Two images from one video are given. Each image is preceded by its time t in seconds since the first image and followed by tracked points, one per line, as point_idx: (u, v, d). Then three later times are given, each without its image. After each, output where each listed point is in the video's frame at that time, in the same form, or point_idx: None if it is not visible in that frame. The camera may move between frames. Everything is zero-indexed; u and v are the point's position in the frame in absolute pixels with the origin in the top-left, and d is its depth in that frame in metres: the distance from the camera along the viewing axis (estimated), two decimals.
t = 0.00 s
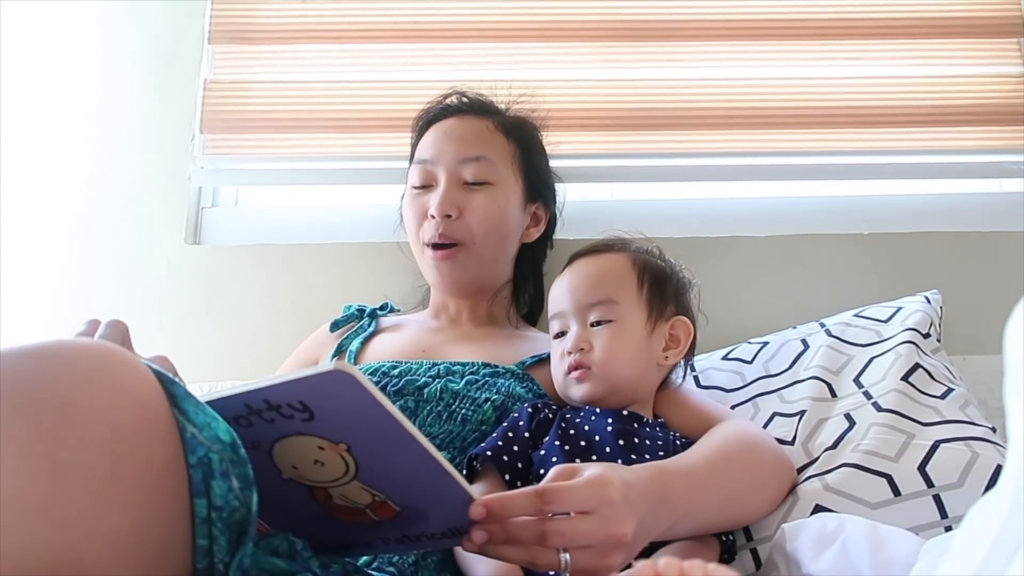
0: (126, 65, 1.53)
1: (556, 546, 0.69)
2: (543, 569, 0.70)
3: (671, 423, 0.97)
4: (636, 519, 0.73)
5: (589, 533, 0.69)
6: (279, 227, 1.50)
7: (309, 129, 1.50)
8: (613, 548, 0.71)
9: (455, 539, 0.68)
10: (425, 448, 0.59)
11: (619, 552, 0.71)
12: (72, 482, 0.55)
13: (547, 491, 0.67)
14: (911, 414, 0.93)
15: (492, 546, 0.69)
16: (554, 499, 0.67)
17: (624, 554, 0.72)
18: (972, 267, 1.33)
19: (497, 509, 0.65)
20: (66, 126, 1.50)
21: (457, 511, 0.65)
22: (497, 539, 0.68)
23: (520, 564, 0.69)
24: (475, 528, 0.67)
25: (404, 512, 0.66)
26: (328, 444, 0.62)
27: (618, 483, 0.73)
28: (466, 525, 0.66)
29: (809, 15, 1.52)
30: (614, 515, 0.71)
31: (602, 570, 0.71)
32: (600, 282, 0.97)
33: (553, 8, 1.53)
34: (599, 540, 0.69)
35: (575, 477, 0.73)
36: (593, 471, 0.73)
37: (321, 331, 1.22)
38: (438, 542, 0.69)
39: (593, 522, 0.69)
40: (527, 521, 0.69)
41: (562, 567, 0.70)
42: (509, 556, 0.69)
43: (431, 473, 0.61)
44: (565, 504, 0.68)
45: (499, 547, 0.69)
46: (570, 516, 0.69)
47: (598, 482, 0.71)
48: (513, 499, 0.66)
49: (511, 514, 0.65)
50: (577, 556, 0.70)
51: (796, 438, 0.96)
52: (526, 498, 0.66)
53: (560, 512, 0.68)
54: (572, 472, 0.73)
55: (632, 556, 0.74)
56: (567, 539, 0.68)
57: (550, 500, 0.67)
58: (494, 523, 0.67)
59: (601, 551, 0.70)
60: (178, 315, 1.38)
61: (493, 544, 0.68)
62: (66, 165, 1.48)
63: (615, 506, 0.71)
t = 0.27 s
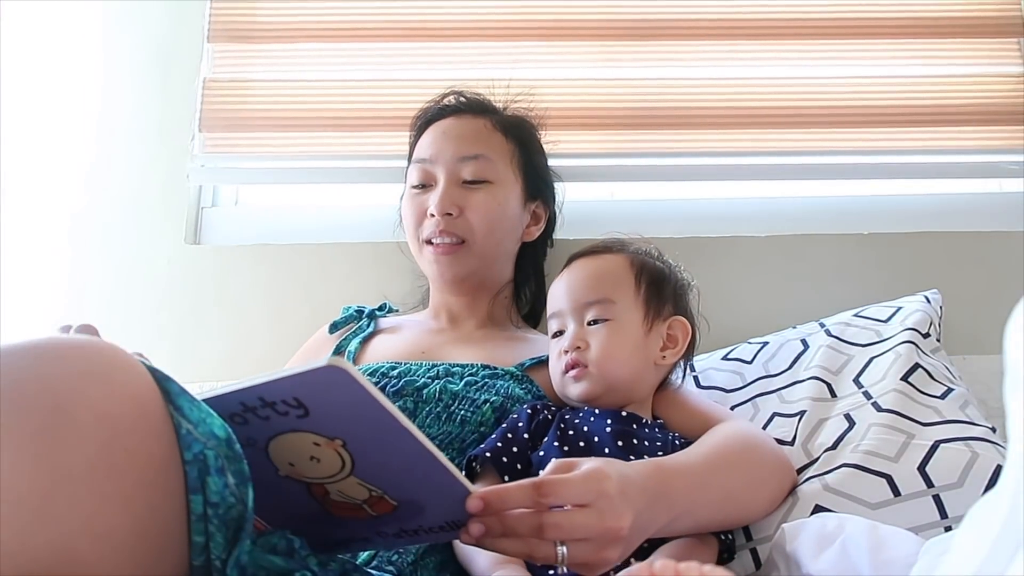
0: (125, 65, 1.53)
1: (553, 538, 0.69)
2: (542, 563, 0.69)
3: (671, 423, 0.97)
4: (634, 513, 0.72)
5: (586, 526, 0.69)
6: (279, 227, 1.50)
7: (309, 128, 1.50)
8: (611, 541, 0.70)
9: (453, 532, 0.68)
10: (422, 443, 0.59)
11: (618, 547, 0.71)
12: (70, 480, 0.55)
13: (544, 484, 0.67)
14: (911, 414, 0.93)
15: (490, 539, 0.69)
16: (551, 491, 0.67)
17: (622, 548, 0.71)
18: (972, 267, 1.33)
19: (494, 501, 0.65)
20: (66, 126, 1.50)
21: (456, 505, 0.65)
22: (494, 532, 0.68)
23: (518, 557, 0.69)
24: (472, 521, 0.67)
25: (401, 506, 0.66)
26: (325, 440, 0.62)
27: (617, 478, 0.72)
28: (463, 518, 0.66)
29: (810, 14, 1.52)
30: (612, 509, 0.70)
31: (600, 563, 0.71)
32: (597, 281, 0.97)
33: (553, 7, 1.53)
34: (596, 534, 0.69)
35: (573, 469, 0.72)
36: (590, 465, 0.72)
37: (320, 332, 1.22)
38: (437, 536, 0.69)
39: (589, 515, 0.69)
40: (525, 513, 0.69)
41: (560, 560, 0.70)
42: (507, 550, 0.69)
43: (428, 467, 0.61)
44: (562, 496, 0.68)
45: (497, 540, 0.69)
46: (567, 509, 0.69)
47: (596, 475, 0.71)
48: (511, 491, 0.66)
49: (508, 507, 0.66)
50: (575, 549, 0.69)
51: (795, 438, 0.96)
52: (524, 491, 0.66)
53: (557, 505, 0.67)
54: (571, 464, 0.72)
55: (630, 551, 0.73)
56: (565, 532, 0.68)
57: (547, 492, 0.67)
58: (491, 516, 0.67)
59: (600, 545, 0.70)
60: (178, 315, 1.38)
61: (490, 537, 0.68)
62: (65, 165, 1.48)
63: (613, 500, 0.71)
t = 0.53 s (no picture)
0: (126, 65, 1.52)
1: (554, 539, 0.69)
2: (542, 563, 0.70)
3: (671, 423, 0.97)
4: (634, 513, 0.72)
5: (587, 527, 0.68)
6: (279, 227, 1.50)
7: (308, 128, 1.49)
8: (612, 542, 0.70)
9: (454, 533, 0.69)
10: (422, 442, 0.59)
11: (619, 548, 0.71)
12: (71, 481, 0.54)
13: (544, 485, 0.67)
14: (912, 414, 0.93)
15: (492, 540, 0.69)
16: (551, 492, 0.67)
17: (623, 549, 0.71)
18: (972, 267, 1.33)
19: (495, 502, 0.66)
20: (66, 126, 1.50)
21: (457, 507, 0.65)
22: (496, 533, 0.69)
23: (519, 558, 0.70)
24: (472, 521, 0.67)
25: (402, 507, 0.66)
26: (326, 440, 0.61)
27: (617, 478, 0.72)
28: (463, 519, 0.67)
29: (810, 13, 1.52)
30: (613, 510, 0.70)
31: (601, 565, 0.70)
32: (594, 281, 0.97)
33: (553, 6, 1.52)
34: (597, 535, 0.69)
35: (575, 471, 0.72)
36: (592, 465, 0.72)
37: (320, 333, 1.22)
38: (437, 537, 0.69)
39: (590, 516, 0.69)
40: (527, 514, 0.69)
41: (561, 561, 0.70)
42: (508, 551, 0.70)
43: (429, 467, 0.61)
44: (562, 497, 0.67)
45: (498, 541, 0.69)
46: (568, 509, 0.69)
47: (596, 476, 0.70)
48: (511, 492, 0.66)
49: (508, 508, 0.66)
50: (575, 550, 0.69)
51: (795, 438, 0.96)
52: (524, 492, 0.67)
53: (557, 506, 0.67)
54: (572, 464, 0.72)
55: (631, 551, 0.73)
56: (565, 533, 0.68)
57: (548, 493, 0.67)
58: (491, 517, 0.68)
59: (601, 545, 0.70)
60: (178, 315, 1.38)
61: (491, 537, 0.69)
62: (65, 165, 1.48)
63: (614, 500, 0.71)
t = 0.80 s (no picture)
0: (127, 65, 1.52)
1: (554, 538, 0.69)
2: (543, 563, 0.70)
3: (670, 424, 0.97)
4: (634, 512, 0.73)
5: (588, 526, 0.69)
6: (280, 227, 1.50)
7: (309, 127, 1.49)
8: (612, 541, 0.71)
9: (453, 533, 0.68)
10: (422, 441, 0.60)
11: (618, 547, 0.71)
12: (70, 480, 0.55)
13: (544, 483, 0.68)
14: (912, 414, 0.93)
15: (491, 539, 0.69)
16: (551, 491, 0.68)
17: (623, 547, 0.72)
18: (972, 266, 1.33)
19: (495, 500, 0.66)
20: (67, 125, 1.50)
21: (457, 506, 0.65)
22: (495, 532, 0.68)
23: (520, 558, 0.70)
24: (472, 521, 0.67)
25: (402, 507, 0.66)
26: (325, 439, 0.62)
27: (616, 476, 0.73)
28: (463, 518, 0.67)
29: (810, 13, 1.52)
30: (613, 508, 0.71)
31: (600, 563, 0.71)
32: (593, 281, 0.97)
33: (553, 6, 1.52)
34: (597, 533, 0.70)
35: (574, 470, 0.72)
36: (592, 464, 0.73)
37: (320, 334, 1.22)
38: (437, 536, 0.69)
39: (590, 514, 0.70)
40: (527, 513, 0.69)
41: (561, 560, 0.70)
42: (509, 551, 0.70)
43: (428, 466, 0.61)
44: (562, 496, 0.68)
45: (498, 540, 0.69)
46: (568, 509, 0.69)
47: (597, 475, 0.71)
48: (511, 491, 0.67)
49: (509, 507, 0.66)
50: (575, 549, 0.70)
51: (795, 438, 0.96)
52: (525, 490, 0.67)
53: (557, 504, 0.68)
54: (572, 463, 0.73)
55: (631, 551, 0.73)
56: (566, 532, 0.69)
57: (548, 491, 0.68)
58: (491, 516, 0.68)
59: (601, 544, 0.70)
60: (179, 315, 1.38)
61: (491, 537, 0.69)
62: (66, 165, 1.48)
63: (613, 499, 0.71)
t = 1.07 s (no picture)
0: (127, 65, 1.52)
1: (554, 536, 0.69)
2: (543, 561, 0.70)
3: (671, 423, 0.97)
4: (634, 510, 0.73)
5: (588, 524, 0.69)
6: (280, 227, 1.50)
7: (308, 127, 1.49)
8: (612, 539, 0.71)
9: (453, 531, 0.69)
10: (423, 439, 0.60)
11: (619, 545, 0.71)
12: (71, 480, 0.55)
13: (545, 481, 0.68)
14: (912, 414, 0.93)
15: (491, 537, 0.69)
16: (551, 489, 0.68)
17: (623, 546, 0.72)
18: (972, 266, 1.33)
19: (495, 498, 0.65)
20: (67, 125, 1.50)
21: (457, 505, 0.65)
22: (495, 530, 0.68)
23: (519, 555, 0.70)
24: (472, 519, 0.67)
25: (403, 504, 0.66)
26: (325, 438, 0.62)
27: (617, 474, 0.73)
28: (463, 517, 0.67)
29: (810, 13, 1.52)
30: (614, 506, 0.71)
31: (601, 562, 0.71)
32: (597, 281, 0.97)
33: (553, 6, 1.52)
34: (597, 531, 0.70)
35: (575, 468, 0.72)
36: (593, 463, 0.73)
37: (320, 334, 1.22)
38: (438, 535, 0.69)
39: (591, 512, 0.70)
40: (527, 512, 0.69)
41: (561, 558, 0.70)
42: (509, 548, 0.69)
43: (428, 466, 0.62)
44: (563, 494, 0.68)
45: (498, 538, 0.69)
46: (569, 507, 0.69)
47: (597, 473, 0.71)
48: (512, 488, 0.67)
49: (509, 504, 0.66)
50: (575, 547, 0.70)
51: (795, 438, 0.96)
52: (525, 488, 0.67)
53: (558, 502, 0.68)
54: (572, 463, 0.73)
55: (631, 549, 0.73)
56: (566, 530, 0.69)
57: (548, 489, 0.68)
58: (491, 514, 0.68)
59: (601, 542, 0.70)
60: (179, 315, 1.38)
61: (491, 534, 0.68)
62: (65, 166, 1.48)
63: (613, 497, 0.71)
